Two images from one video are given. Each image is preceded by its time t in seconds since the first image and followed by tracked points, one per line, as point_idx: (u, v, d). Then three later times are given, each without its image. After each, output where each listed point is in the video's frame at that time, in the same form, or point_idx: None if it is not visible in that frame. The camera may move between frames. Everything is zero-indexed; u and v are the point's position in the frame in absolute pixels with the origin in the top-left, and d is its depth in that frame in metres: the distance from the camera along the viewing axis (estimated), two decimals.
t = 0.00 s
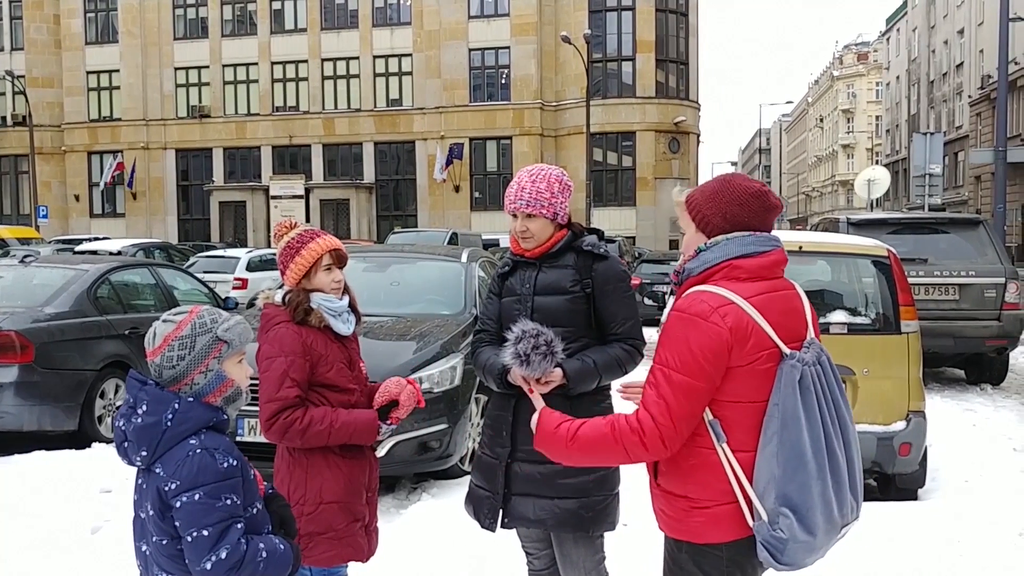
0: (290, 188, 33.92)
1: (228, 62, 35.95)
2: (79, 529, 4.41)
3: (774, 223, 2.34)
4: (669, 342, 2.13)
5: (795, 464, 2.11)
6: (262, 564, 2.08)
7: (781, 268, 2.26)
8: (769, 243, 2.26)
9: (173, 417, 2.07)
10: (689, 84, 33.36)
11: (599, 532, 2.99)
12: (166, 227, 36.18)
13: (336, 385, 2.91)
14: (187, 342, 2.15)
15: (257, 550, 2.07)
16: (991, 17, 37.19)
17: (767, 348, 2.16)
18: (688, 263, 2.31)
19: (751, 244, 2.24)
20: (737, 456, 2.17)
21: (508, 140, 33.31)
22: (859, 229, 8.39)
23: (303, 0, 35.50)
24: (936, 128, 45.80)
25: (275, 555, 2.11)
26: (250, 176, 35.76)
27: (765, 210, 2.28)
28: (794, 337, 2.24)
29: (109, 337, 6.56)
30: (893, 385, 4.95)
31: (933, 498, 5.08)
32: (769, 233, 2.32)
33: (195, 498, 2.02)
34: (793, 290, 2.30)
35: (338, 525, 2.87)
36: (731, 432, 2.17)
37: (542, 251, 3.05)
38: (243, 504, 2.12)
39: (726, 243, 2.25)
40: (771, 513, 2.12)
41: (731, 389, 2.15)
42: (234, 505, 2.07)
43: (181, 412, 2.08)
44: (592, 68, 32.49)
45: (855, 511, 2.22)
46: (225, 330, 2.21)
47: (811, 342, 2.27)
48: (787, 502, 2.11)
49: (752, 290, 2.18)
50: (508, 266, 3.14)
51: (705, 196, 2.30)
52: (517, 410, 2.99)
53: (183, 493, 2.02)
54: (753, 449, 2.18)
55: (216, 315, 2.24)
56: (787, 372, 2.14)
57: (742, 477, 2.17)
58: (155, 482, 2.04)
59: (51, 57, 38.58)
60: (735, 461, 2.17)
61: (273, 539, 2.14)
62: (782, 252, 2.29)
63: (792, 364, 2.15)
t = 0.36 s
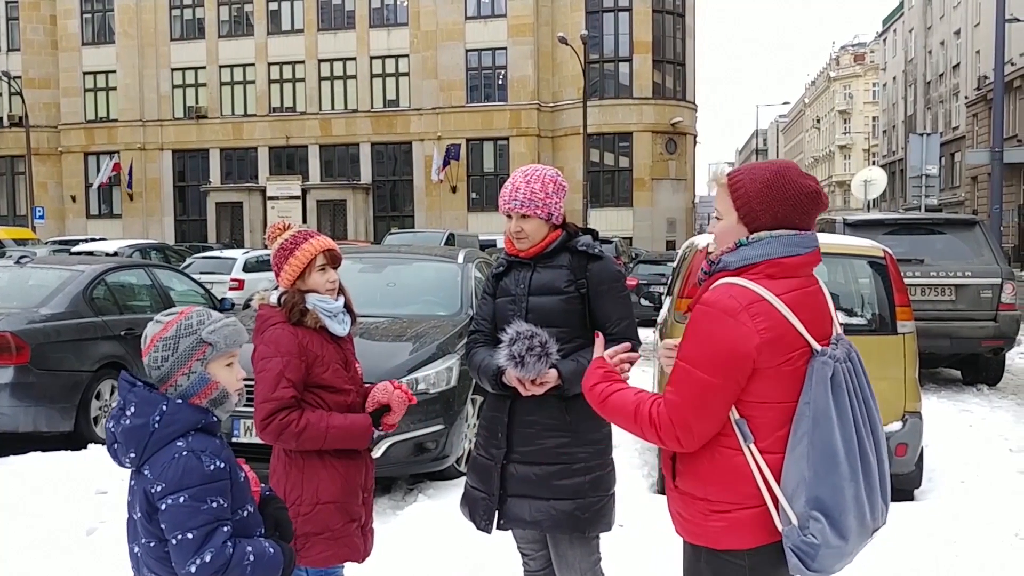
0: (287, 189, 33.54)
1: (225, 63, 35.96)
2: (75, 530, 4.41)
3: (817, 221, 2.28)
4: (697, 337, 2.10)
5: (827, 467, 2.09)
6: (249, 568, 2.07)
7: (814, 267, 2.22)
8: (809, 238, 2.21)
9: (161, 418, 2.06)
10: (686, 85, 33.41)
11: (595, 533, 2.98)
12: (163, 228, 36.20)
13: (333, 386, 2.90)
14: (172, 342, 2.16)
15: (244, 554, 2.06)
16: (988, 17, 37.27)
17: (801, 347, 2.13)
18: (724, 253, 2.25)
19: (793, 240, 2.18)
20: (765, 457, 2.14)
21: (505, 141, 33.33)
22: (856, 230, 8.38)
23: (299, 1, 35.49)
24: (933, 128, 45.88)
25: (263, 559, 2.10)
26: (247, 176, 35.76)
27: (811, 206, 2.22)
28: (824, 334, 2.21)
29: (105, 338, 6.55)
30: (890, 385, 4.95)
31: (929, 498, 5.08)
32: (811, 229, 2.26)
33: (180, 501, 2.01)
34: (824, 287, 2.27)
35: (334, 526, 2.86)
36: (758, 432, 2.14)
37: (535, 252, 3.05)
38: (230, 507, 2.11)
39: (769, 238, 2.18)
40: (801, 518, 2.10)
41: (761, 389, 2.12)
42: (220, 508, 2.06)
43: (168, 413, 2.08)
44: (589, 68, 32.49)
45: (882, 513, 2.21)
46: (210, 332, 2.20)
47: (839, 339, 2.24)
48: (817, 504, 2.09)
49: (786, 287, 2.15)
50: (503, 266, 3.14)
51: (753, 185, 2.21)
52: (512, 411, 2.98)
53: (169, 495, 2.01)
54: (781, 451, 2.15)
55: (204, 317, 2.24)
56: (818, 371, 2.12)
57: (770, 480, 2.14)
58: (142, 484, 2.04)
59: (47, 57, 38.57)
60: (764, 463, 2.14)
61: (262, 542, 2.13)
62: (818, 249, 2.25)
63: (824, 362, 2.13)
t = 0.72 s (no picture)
0: (284, 190, 33.50)
1: (222, 63, 35.94)
2: (70, 531, 4.39)
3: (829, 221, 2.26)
4: (723, 344, 2.04)
5: (856, 471, 2.09)
6: (239, 569, 2.06)
7: (832, 267, 2.20)
8: (826, 239, 2.18)
9: (150, 420, 2.06)
10: (683, 86, 33.45)
11: (591, 534, 2.97)
12: (160, 229, 36.17)
13: (330, 386, 2.90)
14: (160, 343, 2.16)
15: (234, 555, 2.05)
16: (984, 18, 37.33)
17: (826, 351, 2.11)
18: (740, 255, 2.20)
19: (812, 242, 2.15)
20: (792, 463, 2.12)
21: (502, 142, 33.34)
22: (853, 231, 8.39)
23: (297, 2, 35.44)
24: (930, 129, 45.95)
25: (254, 560, 2.09)
26: (244, 177, 35.72)
27: (827, 206, 2.19)
28: (844, 336, 2.20)
29: (102, 338, 6.53)
30: (887, 385, 4.95)
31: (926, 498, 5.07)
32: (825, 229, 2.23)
33: (168, 502, 2.00)
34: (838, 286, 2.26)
35: (335, 526, 2.86)
36: (786, 438, 2.11)
37: (529, 252, 3.05)
38: (220, 509, 2.10)
39: (788, 240, 2.15)
40: (830, 524, 2.09)
41: (789, 396, 2.09)
42: (209, 510, 2.05)
43: (158, 414, 2.07)
44: (586, 69, 32.51)
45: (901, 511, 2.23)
46: (198, 334, 2.19)
47: (853, 340, 2.24)
48: (847, 508, 2.09)
49: (810, 291, 2.12)
50: (498, 267, 3.14)
51: (767, 181, 2.17)
52: (510, 411, 2.97)
53: (158, 496, 2.01)
54: (806, 457, 2.13)
55: (195, 318, 2.23)
56: (844, 374, 2.11)
57: (796, 485, 2.12)
58: (132, 486, 2.04)
59: (44, 58, 38.53)
60: (791, 469, 2.12)
61: (253, 543, 2.12)
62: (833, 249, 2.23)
63: (850, 366, 2.12)
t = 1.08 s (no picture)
0: (282, 191, 33.46)
1: (219, 64, 35.93)
2: (68, 533, 4.39)
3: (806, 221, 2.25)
4: (705, 351, 2.04)
5: (841, 472, 2.08)
6: (233, 570, 2.06)
7: (810, 267, 2.20)
8: (802, 240, 2.18)
9: (144, 421, 2.05)
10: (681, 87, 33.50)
11: (589, 536, 2.97)
12: (158, 229, 36.13)
13: (323, 388, 2.89)
14: (152, 344, 2.15)
15: (228, 556, 2.05)
16: (982, 19, 37.39)
17: (807, 353, 2.11)
18: (717, 258, 2.21)
19: (786, 243, 2.15)
20: (778, 467, 2.11)
21: (500, 143, 33.36)
22: (850, 231, 8.40)
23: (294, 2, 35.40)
24: (928, 130, 46.00)
25: (248, 561, 2.09)
26: (241, 178, 35.68)
27: (802, 203, 2.17)
28: (825, 338, 2.20)
29: (99, 339, 6.52)
30: (885, 386, 4.95)
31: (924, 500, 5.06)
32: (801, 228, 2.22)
33: (162, 503, 2.00)
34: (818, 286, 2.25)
35: (328, 527, 2.86)
36: (772, 442, 2.11)
37: (528, 253, 3.04)
38: (214, 510, 2.10)
39: (763, 241, 2.14)
40: (817, 527, 2.08)
41: (773, 400, 2.09)
42: (203, 510, 2.05)
43: (151, 415, 2.07)
44: (584, 70, 32.53)
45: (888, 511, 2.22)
46: (190, 334, 2.18)
47: (837, 342, 2.23)
48: (833, 512, 2.08)
49: (788, 293, 2.12)
50: (496, 267, 3.14)
51: (737, 180, 2.18)
52: (506, 413, 2.97)
53: (150, 497, 2.00)
54: (792, 460, 2.13)
55: (188, 318, 2.23)
56: (825, 376, 2.10)
57: (783, 488, 2.11)
58: (125, 487, 2.04)
59: (41, 59, 38.47)
60: (777, 473, 2.11)
61: (247, 544, 2.12)
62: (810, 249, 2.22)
63: (831, 368, 2.11)
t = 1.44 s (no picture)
0: (280, 192, 33.46)
1: (217, 65, 35.91)
2: (66, 534, 4.37)
3: (769, 220, 2.26)
4: (672, 353, 2.04)
5: (810, 467, 2.07)
6: (233, 569, 2.06)
7: (774, 266, 2.20)
8: (763, 239, 2.19)
9: (142, 421, 2.05)
10: (679, 88, 33.52)
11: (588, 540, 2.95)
12: (156, 230, 36.09)
13: (318, 388, 2.89)
14: (150, 345, 2.15)
15: (228, 556, 2.05)
16: (980, 20, 37.43)
17: (773, 351, 2.11)
18: (681, 263, 2.23)
19: (747, 242, 2.16)
20: (750, 464, 2.11)
21: (498, 143, 33.36)
22: (848, 232, 8.42)
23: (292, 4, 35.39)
24: (925, 131, 46.06)
25: (248, 560, 2.09)
26: (240, 178, 35.63)
27: (760, 204, 2.20)
28: (793, 335, 2.19)
29: (97, 340, 6.51)
30: (884, 387, 4.95)
31: (921, 500, 5.06)
32: (763, 228, 2.24)
33: (162, 503, 1.99)
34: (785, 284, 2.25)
35: (323, 528, 2.85)
36: (744, 439, 2.11)
37: (542, 255, 3.02)
38: (214, 509, 2.10)
39: (722, 242, 2.16)
40: (791, 522, 2.07)
41: (741, 399, 2.09)
42: (204, 510, 2.04)
43: (150, 415, 2.06)
44: (581, 71, 32.53)
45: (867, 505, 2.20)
46: (188, 335, 2.17)
47: (806, 339, 2.23)
48: (807, 507, 2.07)
49: (751, 292, 2.12)
50: (509, 264, 3.12)
51: (698, 184, 2.21)
52: (507, 413, 2.97)
53: (150, 498, 2.00)
54: (764, 456, 2.12)
55: (186, 319, 2.23)
56: (792, 372, 2.10)
57: (755, 484, 2.11)
58: (125, 487, 2.03)
59: (40, 60, 38.44)
60: (749, 469, 2.11)
61: (247, 544, 2.12)
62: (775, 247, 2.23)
63: (797, 364, 2.11)
